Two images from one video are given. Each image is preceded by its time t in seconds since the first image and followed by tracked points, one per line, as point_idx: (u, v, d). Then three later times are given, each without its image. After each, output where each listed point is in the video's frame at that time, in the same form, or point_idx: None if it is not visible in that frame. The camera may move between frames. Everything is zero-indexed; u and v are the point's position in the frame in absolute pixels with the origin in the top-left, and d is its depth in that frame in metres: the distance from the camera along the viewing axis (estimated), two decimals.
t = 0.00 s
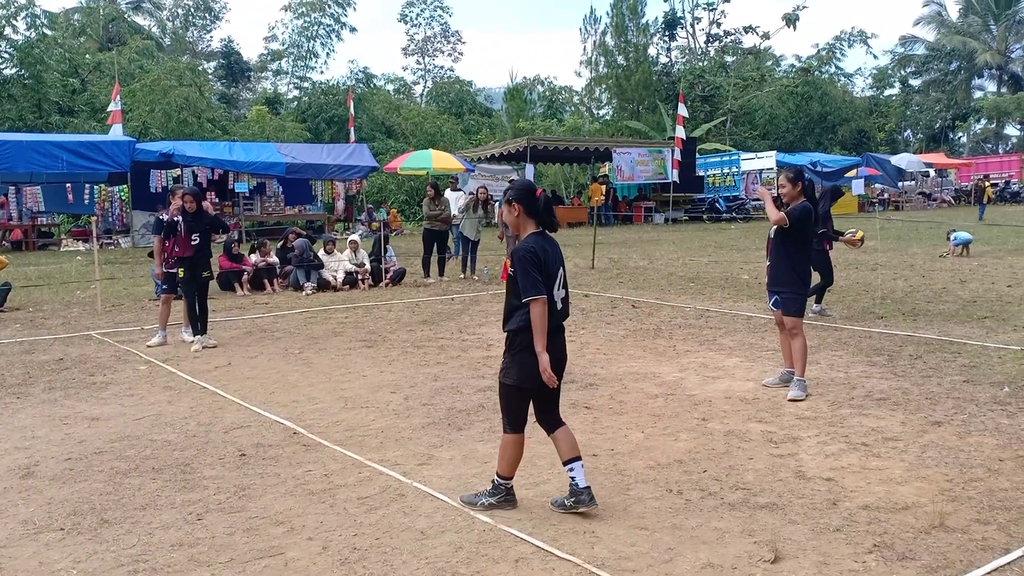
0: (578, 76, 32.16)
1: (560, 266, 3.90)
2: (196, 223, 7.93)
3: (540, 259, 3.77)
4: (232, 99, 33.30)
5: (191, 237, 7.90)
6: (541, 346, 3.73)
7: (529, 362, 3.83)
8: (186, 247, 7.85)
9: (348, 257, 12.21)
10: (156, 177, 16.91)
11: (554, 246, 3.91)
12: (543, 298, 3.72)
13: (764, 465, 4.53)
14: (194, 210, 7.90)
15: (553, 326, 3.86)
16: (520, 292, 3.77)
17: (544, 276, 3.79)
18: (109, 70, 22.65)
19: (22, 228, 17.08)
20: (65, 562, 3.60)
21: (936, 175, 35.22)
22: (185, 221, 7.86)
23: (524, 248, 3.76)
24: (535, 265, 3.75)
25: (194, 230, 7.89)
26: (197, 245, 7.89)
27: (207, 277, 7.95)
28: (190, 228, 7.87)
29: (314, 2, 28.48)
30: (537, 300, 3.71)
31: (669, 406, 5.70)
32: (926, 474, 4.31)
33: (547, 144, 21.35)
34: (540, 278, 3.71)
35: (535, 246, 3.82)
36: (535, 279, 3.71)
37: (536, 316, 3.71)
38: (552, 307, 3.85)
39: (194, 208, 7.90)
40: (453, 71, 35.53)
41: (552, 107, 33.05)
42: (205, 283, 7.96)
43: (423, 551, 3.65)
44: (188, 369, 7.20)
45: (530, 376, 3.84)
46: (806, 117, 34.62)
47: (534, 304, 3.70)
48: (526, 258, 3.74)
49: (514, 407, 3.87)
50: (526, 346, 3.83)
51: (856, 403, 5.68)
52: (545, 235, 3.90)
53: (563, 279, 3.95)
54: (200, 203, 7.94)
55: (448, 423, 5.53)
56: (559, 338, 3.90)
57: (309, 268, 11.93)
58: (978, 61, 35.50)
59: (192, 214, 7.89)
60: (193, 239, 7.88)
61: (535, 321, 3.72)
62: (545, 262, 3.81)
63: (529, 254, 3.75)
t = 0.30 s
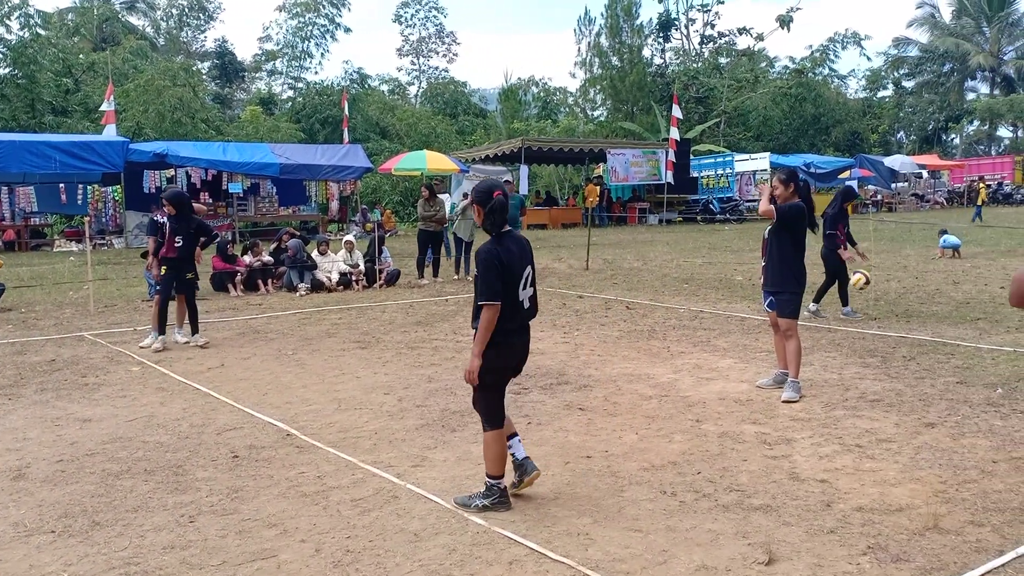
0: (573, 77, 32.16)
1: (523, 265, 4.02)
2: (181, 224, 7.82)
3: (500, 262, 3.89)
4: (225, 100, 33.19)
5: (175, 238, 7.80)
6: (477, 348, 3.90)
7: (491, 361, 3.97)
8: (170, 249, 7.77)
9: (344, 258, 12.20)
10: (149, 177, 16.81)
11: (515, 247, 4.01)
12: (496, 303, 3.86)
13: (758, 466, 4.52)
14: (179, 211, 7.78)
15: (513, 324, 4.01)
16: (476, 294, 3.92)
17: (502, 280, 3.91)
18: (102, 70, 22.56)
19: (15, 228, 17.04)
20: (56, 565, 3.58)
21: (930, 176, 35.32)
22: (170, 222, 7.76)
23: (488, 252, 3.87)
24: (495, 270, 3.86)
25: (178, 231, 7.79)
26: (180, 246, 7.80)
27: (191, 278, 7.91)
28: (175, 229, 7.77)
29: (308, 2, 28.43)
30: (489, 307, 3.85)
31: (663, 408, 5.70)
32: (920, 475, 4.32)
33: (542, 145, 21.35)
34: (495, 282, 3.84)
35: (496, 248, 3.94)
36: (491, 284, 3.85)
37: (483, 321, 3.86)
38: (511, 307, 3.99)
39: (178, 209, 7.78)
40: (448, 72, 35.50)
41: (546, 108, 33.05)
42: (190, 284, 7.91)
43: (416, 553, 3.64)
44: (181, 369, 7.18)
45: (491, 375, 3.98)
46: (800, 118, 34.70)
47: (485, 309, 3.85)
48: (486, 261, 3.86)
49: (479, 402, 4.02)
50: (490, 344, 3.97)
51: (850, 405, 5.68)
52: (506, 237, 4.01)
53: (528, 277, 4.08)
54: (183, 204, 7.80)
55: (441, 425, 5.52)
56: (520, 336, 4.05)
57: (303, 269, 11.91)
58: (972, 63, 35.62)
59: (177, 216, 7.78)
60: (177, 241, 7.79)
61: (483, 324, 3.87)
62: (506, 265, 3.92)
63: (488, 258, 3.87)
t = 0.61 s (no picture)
0: (570, 79, 32.18)
1: (499, 264, 4.04)
2: (151, 227, 7.66)
3: (472, 260, 3.92)
4: (222, 102, 33.14)
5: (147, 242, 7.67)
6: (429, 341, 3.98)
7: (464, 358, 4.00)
8: (143, 253, 7.66)
9: (341, 260, 12.19)
10: (145, 179, 16.74)
11: (492, 246, 4.04)
12: (454, 300, 3.92)
13: (755, 469, 4.52)
14: (149, 214, 7.63)
15: (487, 322, 4.02)
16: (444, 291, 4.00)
17: (472, 278, 3.93)
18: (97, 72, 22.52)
19: (9, 230, 16.90)
20: (49, 569, 3.55)
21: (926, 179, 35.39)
22: (141, 226, 7.66)
23: (458, 249, 3.92)
24: (460, 266, 3.90)
25: (149, 235, 7.64)
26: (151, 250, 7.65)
27: (164, 282, 7.70)
28: (145, 233, 7.64)
29: (305, 5, 28.42)
30: (448, 302, 3.92)
31: (659, 410, 5.69)
32: (918, 478, 4.31)
33: (538, 148, 21.36)
34: (458, 280, 3.90)
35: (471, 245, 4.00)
36: (455, 281, 3.91)
37: (439, 316, 3.95)
38: (486, 305, 4.01)
39: (148, 212, 7.63)
40: (444, 74, 35.52)
41: (542, 111, 33.05)
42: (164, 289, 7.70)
43: (411, 557, 3.62)
44: (175, 372, 7.16)
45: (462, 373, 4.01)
46: (796, 122, 34.79)
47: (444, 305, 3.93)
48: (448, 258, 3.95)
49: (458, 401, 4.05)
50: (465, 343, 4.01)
51: (846, 407, 5.67)
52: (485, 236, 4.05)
53: (504, 277, 4.09)
54: (152, 206, 7.64)
55: (437, 427, 5.50)
56: (495, 335, 4.06)
57: (298, 271, 11.87)
58: (967, 67, 35.73)
59: (146, 219, 7.64)
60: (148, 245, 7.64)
61: (439, 318, 3.96)
62: (480, 262, 3.94)
63: (459, 255, 3.93)
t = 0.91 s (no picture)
0: (566, 80, 32.21)
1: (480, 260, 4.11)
2: (127, 227, 7.56)
3: (465, 255, 3.96)
4: (218, 102, 33.11)
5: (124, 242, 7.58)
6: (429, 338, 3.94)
7: (457, 352, 4.00)
8: (119, 253, 7.59)
9: (338, 261, 12.17)
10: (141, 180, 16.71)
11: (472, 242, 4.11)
12: (452, 296, 3.94)
13: (752, 471, 4.51)
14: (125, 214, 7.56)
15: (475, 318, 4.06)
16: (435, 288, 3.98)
17: (464, 273, 3.98)
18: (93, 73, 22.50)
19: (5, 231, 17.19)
20: (43, 573, 3.54)
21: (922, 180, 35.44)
22: (119, 226, 7.60)
23: (450, 245, 3.94)
24: (458, 261, 3.92)
25: (126, 234, 7.56)
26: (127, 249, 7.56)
27: (138, 282, 7.56)
28: (121, 232, 7.57)
29: (301, 5, 28.41)
30: (446, 298, 3.92)
31: (656, 412, 5.68)
32: (914, 480, 4.31)
33: (535, 148, 21.36)
34: (456, 276, 3.92)
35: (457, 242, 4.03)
36: (452, 276, 3.92)
37: (440, 311, 3.93)
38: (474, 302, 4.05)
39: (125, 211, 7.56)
40: (441, 75, 35.54)
41: (539, 111, 33.04)
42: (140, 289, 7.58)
43: (407, 560, 3.61)
44: (170, 373, 7.14)
45: (452, 368, 4.01)
46: (792, 122, 34.83)
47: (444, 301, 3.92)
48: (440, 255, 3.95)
49: (441, 398, 4.02)
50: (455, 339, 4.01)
51: (843, 409, 5.67)
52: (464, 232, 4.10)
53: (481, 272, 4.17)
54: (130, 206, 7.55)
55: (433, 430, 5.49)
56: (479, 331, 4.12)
57: (295, 272, 11.88)
58: (962, 68, 35.78)
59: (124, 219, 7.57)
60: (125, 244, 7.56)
61: (438, 314, 3.93)
62: (470, 258, 4.00)
63: (452, 251, 3.94)
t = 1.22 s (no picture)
0: (560, 82, 32.22)
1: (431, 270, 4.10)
2: (117, 228, 7.49)
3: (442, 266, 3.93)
4: (211, 104, 33.04)
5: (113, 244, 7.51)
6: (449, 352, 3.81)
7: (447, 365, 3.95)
8: (108, 254, 7.52)
9: (330, 263, 12.14)
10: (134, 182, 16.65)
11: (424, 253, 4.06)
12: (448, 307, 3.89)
13: (745, 473, 4.51)
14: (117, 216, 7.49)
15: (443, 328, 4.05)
16: (427, 301, 3.86)
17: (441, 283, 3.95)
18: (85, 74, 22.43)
19: None
20: None
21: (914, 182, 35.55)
22: (109, 226, 7.51)
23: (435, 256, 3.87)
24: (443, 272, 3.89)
25: (116, 237, 7.49)
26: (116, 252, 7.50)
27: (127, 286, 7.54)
28: (111, 234, 7.49)
29: (294, 7, 28.38)
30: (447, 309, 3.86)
31: (649, 414, 5.67)
32: (906, 481, 4.31)
33: (528, 150, 21.35)
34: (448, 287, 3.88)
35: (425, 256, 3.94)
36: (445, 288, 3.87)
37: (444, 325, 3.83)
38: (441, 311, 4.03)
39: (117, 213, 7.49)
40: (435, 77, 35.56)
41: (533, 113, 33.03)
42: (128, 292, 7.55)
43: (399, 563, 3.59)
44: (162, 377, 7.10)
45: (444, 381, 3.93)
46: (785, 125, 34.92)
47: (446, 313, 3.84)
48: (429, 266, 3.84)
49: (426, 413, 3.92)
50: (437, 351, 3.93)
51: (836, 410, 5.68)
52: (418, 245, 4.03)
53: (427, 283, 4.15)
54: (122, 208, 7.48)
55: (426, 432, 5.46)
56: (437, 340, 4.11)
57: (287, 274, 11.85)
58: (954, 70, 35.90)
59: (115, 222, 7.49)
60: (114, 246, 7.50)
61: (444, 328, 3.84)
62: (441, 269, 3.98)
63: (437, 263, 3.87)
